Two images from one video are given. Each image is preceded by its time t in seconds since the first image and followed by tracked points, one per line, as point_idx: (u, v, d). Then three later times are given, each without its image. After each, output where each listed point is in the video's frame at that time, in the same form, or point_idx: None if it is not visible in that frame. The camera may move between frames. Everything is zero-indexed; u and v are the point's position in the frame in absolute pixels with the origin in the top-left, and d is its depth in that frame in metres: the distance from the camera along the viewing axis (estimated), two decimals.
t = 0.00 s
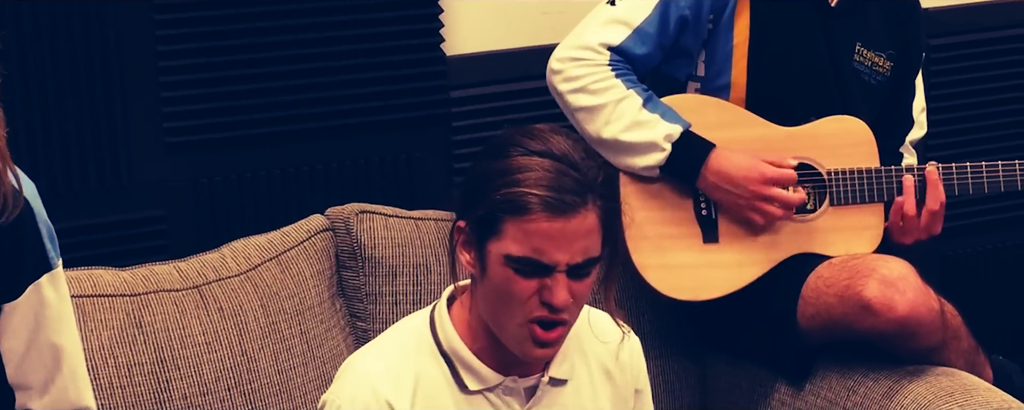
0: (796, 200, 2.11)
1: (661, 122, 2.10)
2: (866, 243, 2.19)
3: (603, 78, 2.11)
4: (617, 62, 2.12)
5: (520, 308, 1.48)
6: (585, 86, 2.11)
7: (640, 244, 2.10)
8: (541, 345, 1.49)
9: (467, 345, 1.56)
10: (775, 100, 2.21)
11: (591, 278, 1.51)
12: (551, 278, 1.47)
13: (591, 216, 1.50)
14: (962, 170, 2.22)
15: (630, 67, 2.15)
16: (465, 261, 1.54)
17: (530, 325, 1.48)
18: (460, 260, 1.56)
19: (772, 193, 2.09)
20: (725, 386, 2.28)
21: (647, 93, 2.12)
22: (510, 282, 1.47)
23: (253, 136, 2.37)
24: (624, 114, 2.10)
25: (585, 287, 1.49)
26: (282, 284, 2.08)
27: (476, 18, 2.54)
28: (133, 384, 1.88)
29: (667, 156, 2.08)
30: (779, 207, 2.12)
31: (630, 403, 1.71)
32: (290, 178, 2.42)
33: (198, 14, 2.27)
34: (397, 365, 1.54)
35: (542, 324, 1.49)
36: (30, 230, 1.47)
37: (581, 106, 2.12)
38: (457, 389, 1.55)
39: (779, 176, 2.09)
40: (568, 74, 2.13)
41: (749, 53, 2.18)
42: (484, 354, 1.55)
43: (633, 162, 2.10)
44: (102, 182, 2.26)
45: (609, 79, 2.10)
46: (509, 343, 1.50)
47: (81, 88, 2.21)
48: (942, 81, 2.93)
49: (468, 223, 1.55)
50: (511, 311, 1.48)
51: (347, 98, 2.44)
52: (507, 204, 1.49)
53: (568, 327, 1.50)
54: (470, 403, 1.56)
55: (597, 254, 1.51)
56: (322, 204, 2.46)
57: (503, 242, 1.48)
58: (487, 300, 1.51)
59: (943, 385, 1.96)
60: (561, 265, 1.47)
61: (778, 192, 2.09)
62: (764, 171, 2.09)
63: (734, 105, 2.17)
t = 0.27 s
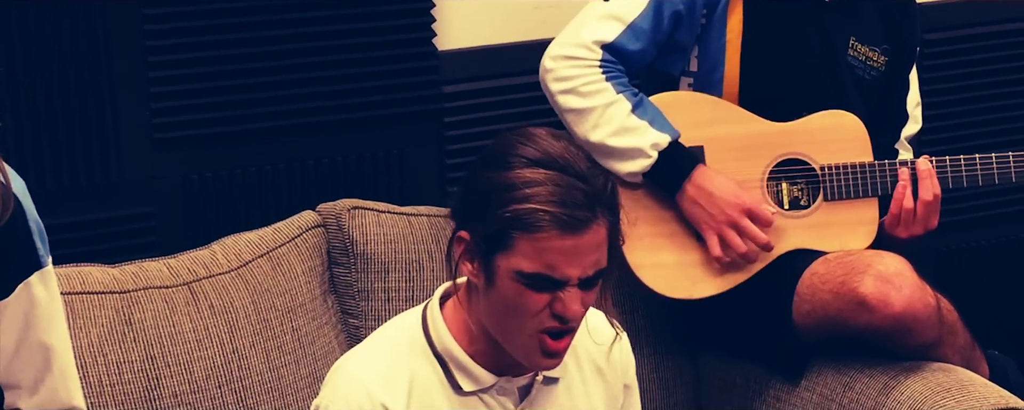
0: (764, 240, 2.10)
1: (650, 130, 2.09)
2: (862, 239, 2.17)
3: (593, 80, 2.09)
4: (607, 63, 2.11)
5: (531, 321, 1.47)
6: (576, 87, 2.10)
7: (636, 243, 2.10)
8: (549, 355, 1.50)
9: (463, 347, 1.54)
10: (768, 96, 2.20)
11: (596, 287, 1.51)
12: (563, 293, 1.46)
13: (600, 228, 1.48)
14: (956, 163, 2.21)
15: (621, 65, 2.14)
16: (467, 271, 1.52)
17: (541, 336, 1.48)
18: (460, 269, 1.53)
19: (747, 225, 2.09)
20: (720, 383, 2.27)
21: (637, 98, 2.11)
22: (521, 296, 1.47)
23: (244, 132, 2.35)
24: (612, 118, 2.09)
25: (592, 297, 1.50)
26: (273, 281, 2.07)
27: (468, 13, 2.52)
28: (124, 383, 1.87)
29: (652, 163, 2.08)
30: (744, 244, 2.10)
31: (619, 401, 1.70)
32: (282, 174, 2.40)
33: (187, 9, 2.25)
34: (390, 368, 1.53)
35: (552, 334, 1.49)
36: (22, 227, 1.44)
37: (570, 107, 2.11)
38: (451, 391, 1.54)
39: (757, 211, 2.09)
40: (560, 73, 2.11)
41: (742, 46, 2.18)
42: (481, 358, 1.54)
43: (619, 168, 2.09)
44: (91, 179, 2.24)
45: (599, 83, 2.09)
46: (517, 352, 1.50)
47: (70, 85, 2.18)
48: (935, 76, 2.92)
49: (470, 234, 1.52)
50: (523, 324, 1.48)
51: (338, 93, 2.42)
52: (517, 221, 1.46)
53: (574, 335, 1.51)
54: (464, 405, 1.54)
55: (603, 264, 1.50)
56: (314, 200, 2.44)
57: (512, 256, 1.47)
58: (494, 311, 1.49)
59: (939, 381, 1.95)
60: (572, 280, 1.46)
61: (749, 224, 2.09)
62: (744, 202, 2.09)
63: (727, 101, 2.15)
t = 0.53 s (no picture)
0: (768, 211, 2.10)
1: (640, 122, 2.08)
2: (852, 234, 2.17)
3: (581, 75, 2.09)
4: (594, 58, 2.11)
5: (527, 316, 1.46)
6: (563, 82, 2.09)
7: (625, 239, 2.09)
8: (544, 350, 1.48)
9: (452, 341, 1.53)
10: (755, 92, 2.19)
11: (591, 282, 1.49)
12: (560, 288, 1.45)
13: (597, 222, 1.47)
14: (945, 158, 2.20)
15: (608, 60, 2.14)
16: (462, 266, 1.50)
17: (536, 331, 1.47)
18: (453, 264, 1.52)
19: (749, 201, 2.08)
20: (710, 380, 2.26)
21: (625, 91, 2.10)
22: (517, 292, 1.45)
23: (230, 128, 2.33)
24: (601, 112, 2.08)
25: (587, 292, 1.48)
26: (261, 277, 2.08)
27: (457, 8, 2.51)
28: (110, 381, 1.89)
29: (645, 157, 2.07)
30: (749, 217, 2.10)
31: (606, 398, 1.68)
32: (269, 170, 2.38)
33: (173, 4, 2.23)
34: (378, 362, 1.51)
35: (547, 329, 1.47)
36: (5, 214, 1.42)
37: (559, 102, 2.10)
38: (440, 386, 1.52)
39: (754, 183, 2.08)
40: (547, 69, 2.11)
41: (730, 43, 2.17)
42: (470, 353, 1.53)
43: (612, 163, 2.09)
44: (76, 175, 2.22)
45: (587, 77, 2.09)
46: (511, 347, 1.48)
47: (55, 79, 2.17)
48: (925, 71, 2.91)
49: (460, 228, 1.51)
50: (519, 320, 1.46)
51: (326, 89, 2.41)
52: (513, 216, 1.45)
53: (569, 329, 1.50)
54: (452, 400, 1.53)
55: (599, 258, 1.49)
56: (302, 196, 2.42)
57: (508, 251, 1.45)
58: (489, 306, 1.47)
59: (930, 376, 1.94)
60: (569, 275, 1.45)
61: (751, 200, 2.08)
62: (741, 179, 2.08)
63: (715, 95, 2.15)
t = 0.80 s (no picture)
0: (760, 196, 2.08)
1: (626, 116, 2.08)
2: (836, 231, 2.16)
3: (565, 71, 2.08)
4: (578, 54, 2.10)
5: (486, 305, 1.46)
6: (547, 79, 2.08)
7: (611, 236, 2.08)
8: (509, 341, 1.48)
9: (430, 333, 1.54)
10: (737, 89, 2.21)
11: (557, 272, 1.48)
12: (517, 275, 1.44)
13: (556, 210, 1.47)
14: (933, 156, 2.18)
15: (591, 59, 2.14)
16: (428, 254, 1.51)
17: (497, 320, 1.46)
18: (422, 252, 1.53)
19: (737, 186, 2.07)
20: (697, 377, 2.26)
21: (610, 87, 2.10)
22: (475, 280, 1.45)
23: (216, 125, 2.32)
24: (587, 107, 2.07)
25: (551, 282, 1.47)
26: (245, 276, 2.08)
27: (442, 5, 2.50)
28: (93, 380, 1.88)
29: (633, 149, 2.06)
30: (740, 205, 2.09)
31: (593, 396, 1.67)
32: (255, 168, 2.37)
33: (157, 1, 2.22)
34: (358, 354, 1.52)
35: (511, 319, 1.47)
36: None
37: (542, 99, 2.09)
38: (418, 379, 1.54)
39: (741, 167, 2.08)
40: (530, 66, 2.09)
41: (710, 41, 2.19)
42: (446, 344, 1.53)
43: (598, 156, 2.07)
44: (60, 172, 2.21)
45: (571, 73, 2.08)
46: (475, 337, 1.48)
47: (38, 76, 2.16)
48: (912, 68, 2.92)
49: (427, 216, 1.52)
50: (479, 308, 1.46)
51: (311, 86, 2.40)
52: (470, 201, 1.46)
53: (536, 320, 1.48)
54: (431, 393, 1.54)
55: (563, 249, 1.48)
56: (288, 194, 2.41)
57: (466, 238, 1.46)
58: (452, 295, 1.48)
59: (916, 373, 1.94)
60: (526, 263, 1.44)
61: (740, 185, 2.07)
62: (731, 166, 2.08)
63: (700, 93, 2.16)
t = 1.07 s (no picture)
0: (723, 238, 2.09)
1: (611, 123, 2.08)
2: (820, 228, 2.18)
3: (550, 76, 2.07)
4: (564, 58, 2.09)
5: (479, 312, 1.47)
6: (533, 84, 2.07)
7: (595, 235, 2.09)
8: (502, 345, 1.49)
9: (414, 331, 1.54)
10: (721, 86, 2.22)
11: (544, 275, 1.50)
12: (511, 283, 1.46)
13: (546, 217, 1.48)
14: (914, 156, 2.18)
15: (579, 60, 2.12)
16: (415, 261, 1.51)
17: (489, 326, 1.48)
18: (407, 259, 1.53)
19: (709, 219, 2.09)
20: (681, 375, 2.26)
21: (595, 92, 2.09)
22: (469, 289, 1.46)
23: (199, 125, 2.32)
24: (573, 114, 2.07)
25: (540, 285, 1.49)
26: (229, 275, 2.08)
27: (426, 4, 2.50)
28: (77, 380, 1.88)
29: (614, 158, 2.07)
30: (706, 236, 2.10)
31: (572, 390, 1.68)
32: (238, 167, 2.37)
33: None
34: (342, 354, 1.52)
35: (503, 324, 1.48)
36: None
37: (530, 104, 2.08)
38: (403, 376, 1.54)
39: (720, 207, 2.09)
40: (516, 71, 2.09)
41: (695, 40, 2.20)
42: (430, 342, 1.54)
43: (581, 162, 2.08)
44: (43, 171, 2.21)
45: (557, 78, 2.07)
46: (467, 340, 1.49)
47: (20, 75, 2.15)
48: (897, 66, 2.92)
49: (414, 226, 1.51)
50: (472, 317, 1.47)
51: (295, 86, 2.39)
52: (462, 214, 1.45)
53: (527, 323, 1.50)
54: (415, 389, 1.54)
55: (552, 252, 1.50)
56: (272, 193, 2.41)
57: (459, 249, 1.46)
58: (443, 301, 1.49)
59: (899, 372, 1.95)
60: (520, 271, 1.46)
61: (710, 219, 2.09)
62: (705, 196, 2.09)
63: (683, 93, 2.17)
